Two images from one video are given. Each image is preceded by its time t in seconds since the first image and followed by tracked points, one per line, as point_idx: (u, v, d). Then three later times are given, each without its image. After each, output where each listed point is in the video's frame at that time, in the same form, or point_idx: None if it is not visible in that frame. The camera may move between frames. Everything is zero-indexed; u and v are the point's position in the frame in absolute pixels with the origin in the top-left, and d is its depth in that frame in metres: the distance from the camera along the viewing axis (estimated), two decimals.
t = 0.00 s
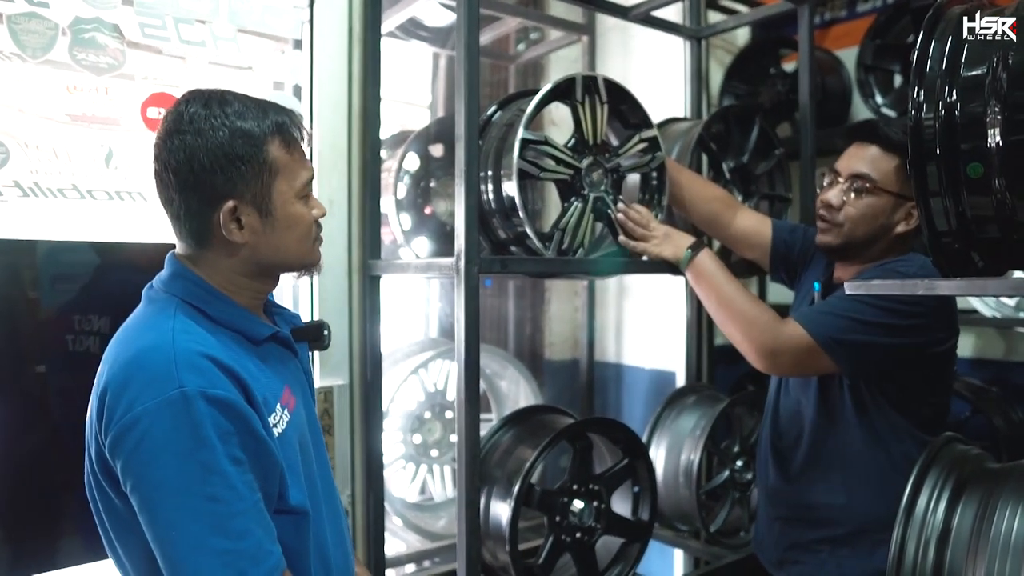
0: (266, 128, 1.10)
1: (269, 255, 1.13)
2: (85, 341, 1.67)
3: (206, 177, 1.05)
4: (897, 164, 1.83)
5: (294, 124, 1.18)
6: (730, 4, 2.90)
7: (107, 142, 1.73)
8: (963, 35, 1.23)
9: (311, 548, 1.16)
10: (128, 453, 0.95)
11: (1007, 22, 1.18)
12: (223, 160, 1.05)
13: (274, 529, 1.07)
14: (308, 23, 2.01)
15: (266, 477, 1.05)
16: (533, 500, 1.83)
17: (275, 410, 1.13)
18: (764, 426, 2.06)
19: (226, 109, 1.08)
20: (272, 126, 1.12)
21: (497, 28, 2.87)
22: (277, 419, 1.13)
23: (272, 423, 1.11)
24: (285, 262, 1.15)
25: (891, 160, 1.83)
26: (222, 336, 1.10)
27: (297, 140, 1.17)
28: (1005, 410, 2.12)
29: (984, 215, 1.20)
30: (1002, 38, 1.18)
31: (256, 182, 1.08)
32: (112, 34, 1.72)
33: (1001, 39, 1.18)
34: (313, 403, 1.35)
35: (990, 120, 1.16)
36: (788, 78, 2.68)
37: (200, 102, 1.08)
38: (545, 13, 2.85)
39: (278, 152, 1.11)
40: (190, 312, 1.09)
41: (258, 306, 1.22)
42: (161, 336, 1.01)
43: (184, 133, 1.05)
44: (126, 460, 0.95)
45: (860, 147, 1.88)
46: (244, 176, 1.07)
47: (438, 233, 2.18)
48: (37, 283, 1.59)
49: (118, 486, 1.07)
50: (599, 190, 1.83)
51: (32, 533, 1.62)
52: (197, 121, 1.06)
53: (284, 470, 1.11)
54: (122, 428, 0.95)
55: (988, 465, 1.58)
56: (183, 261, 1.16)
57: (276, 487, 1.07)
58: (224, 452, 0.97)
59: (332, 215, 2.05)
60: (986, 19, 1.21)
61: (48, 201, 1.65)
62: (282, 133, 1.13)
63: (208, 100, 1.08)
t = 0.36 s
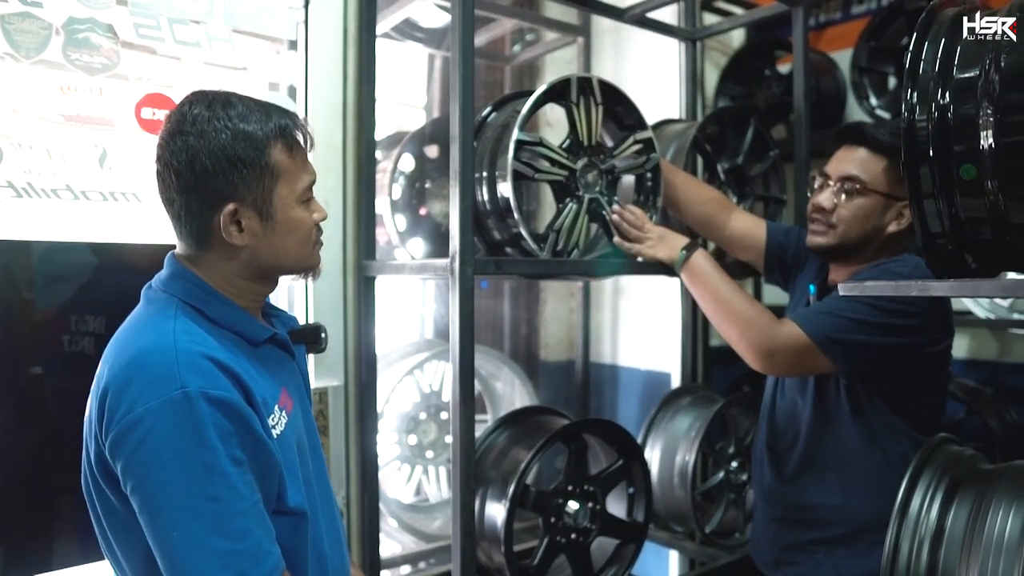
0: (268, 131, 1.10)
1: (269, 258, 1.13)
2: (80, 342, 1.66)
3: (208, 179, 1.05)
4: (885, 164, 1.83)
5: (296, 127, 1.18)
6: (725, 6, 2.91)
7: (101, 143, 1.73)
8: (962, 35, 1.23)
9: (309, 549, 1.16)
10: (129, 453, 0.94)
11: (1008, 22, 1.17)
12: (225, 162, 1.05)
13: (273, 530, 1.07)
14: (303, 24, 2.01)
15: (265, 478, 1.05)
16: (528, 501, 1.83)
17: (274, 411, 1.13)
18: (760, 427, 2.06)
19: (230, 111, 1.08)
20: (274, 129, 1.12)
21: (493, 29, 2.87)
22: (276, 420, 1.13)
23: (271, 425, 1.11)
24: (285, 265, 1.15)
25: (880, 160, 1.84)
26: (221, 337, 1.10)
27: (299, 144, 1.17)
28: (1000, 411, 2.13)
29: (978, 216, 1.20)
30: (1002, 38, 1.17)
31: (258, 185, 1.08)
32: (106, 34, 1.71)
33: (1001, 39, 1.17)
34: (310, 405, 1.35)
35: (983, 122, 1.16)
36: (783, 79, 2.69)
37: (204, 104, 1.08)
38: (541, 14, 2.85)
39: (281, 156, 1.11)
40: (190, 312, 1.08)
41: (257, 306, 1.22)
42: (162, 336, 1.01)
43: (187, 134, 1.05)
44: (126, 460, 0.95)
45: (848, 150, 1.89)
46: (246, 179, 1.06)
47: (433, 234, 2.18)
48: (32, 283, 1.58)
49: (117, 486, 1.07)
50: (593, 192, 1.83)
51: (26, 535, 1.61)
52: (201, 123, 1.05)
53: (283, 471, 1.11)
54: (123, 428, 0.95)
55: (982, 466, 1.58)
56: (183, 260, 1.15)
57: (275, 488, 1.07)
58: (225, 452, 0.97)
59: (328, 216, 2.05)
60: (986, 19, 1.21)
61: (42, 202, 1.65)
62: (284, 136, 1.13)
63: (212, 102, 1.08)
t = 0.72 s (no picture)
0: (282, 144, 1.10)
1: (271, 269, 1.13)
2: (79, 345, 1.66)
3: (217, 188, 1.05)
4: (890, 169, 1.83)
5: (311, 141, 1.18)
6: (725, 10, 2.91)
7: (101, 147, 1.73)
8: (962, 36, 1.24)
9: (302, 558, 1.16)
10: (121, 459, 0.94)
11: (1007, 22, 1.17)
12: (236, 172, 1.05)
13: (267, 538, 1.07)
14: (304, 28, 2.02)
15: (258, 486, 1.05)
16: (528, 505, 1.82)
17: (268, 419, 1.13)
18: (760, 431, 2.06)
19: (246, 122, 1.08)
20: (289, 141, 1.12)
21: (492, 33, 2.88)
22: (270, 427, 1.13)
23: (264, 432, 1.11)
24: (284, 277, 1.15)
25: (885, 165, 1.83)
26: (216, 344, 1.10)
27: (313, 158, 1.17)
28: (1000, 415, 2.13)
29: (978, 220, 1.20)
30: (1002, 38, 1.17)
31: (267, 198, 1.08)
32: (107, 38, 1.71)
33: (1001, 38, 1.17)
34: (306, 412, 1.35)
35: (983, 126, 1.16)
36: (782, 83, 2.69)
37: (221, 112, 1.08)
38: (541, 18, 2.86)
39: (293, 171, 1.11)
40: (185, 318, 1.08)
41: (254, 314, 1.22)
42: (155, 342, 1.01)
43: (200, 140, 1.05)
44: (118, 466, 0.95)
45: (852, 153, 1.89)
46: (256, 191, 1.06)
47: (433, 239, 2.19)
48: (31, 288, 1.59)
49: (109, 493, 1.06)
50: (594, 196, 1.83)
51: (25, 539, 1.61)
52: (216, 131, 1.05)
53: (276, 478, 1.11)
54: (115, 434, 0.95)
55: (983, 470, 1.58)
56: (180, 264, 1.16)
57: (268, 495, 1.07)
58: (217, 459, 0.97)
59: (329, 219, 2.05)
60: (985, 20, 1.21)
61: (42, 206, 1.65)
62: (299, 149, 1.13)
63: (229, 111, 1.08)
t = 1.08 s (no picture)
0: (271, 135, 1.10)
1: (268, 264, 1.13)
2: (78, 342, 1.66)
3: (207, 184, 1.05)
4: (885, 164, 1.84)
5: (300, 131, 1.17)
6: (729, 10, 2.91)
7: (105, 145, 1.73)
8: (962, 36, 1.24)
9: (303, 558, 1.16)
10: (122, 461, 0.94)
11: (1007, 22, 1.17)
12: (226, 166, 1.05)
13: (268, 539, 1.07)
14: (307, 27, 2.02)
15: (260, 487, 1.05)
16: (531, 505, 1.82)
17: (270, 418, 1.13)
18: (762, 431, 2.06)
19: (232, 114, 1.08)
20: (277, 132, 1.12)
21: (496, 33, 2.88)
22: (272, 427, 1.14)
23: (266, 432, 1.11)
24: (283, 272, 1.15)
25: (880, 160, 1.85)
26: (217, 343, 1.10)
27: (302, 148, 1.16)
28: (1003, 416, 2.13)
29: (982, 220, 1.20)
30: (1002, 38, 1.18)
31: (258, 191, 1.08)
32: (111, 37, 1.72)
33: (1001, 39, 1.18)
34: (308, 411, 1.35)
35: (988, 126, 1.16)
36: (786, 84, 2.69)
37: (206, 106, 1.08)
38: (545, 18, 2.86)
39: (283, 162, 1.11)
40: (186, 317, 1.08)
41: (254, 312, 1.22)
42: (156, 342, 1.00)
43: (185, 138, 1.05)
44: (119, 468, 0.94)
45: (851, 151, 1.91)
46: (245, 184, 1.06)
47: (436, 238, 2.19)
48: (33, 285, 1.59)
49: (108, 492, 1.06)
50: (597, 195, 1.83)
51: (26, 536, 1.61)
52: (201, 125, 1.06)
53: (278, 479, 1.11)
54: (115, 436, 0.95)
55: (987, 471, 1.58)
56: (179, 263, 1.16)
57: (270, 497, 1.07)
58: (218, 461, 0.97)
59: (331, 218, 2.05)
60: (985, 20, 1.22)
61: (46, 203, 1.65)
62: (287, 140, 1.13)
63: (214, 104, 1.08)
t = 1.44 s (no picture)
0: (293, 142, 1.10)
1: (266, 268, 1.12)
2: (76, 340, 1.66)
3: (223, 180, 1.05)
4: (863, 163, 1.84)
5: (322, 144, 1.18)
6: (730, 6, 2.91)
7: (106, 143, 1.73)
8: (962, 36, 1.23)
9: (304, 556, 1.16)
10: (120, 460, 0.94)
11: (1008, 22, 1.17)
12: (243, 165, 1.05)
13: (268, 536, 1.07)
14: (308, 24, 2.01)
15: (259, 485, 1.05)
16: (533, 502, 1.82)
17: (268, 416, 1.14)
18: (763, 428, 2.06)
19: (260, 114, 1.09)
20: (300, 140, 1.12)
21: (497, 29, 2.89)
22: (271, 424, 1.14)
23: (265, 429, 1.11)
24: (279, 279, 1.14)
25: (857, 160, 1.85)
26: (214, 341, 1.10)
27: (321, 161, 1.17)
28: (1005, 412, 2.13)
29: (984, 216, 1.19)
30: (1002, 38, 1.18)
31: (271, 195, 1.08)
32: (112, 34, 1.72)
33: (1002, 38, 1.18)
34: (308, 407, 1.35)
35: (991, 122, 1.16)
36: (787, 80, 2.69)
37: (234, 102, 1.08)
38: (546, 15, 2.85)
39: (300, 170, 1.11)
40: (183, 315, 1.08)
41: (252, 309, 1.23)
42: (153, 341, 1.00)
43: (210, 127, 1.05)
44: (117, 468, 0.94)
45: (825, 157, 1.90)
46: (260, 185, 1.06)
47: (437, 235, 2.20)
48: (35, 283, 1.60)
49: (106, 492, 1.06)
50: (599, 192, 1.83)
51: (27, 534, 1.61)
52: (228, 119, 1.06)
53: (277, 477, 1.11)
54: (112, 436, 0.95)
55: (989, 467, 1.58)
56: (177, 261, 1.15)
57: (269, 495, 1.07)
58: (216, 461, 0.97)
59: (333, 216, 2.05)
60: (987, 19, 1.21)
61: (47, 201, 1.65)
62: (309, 151, 1.13)
63: (243, 102, 1.09)
